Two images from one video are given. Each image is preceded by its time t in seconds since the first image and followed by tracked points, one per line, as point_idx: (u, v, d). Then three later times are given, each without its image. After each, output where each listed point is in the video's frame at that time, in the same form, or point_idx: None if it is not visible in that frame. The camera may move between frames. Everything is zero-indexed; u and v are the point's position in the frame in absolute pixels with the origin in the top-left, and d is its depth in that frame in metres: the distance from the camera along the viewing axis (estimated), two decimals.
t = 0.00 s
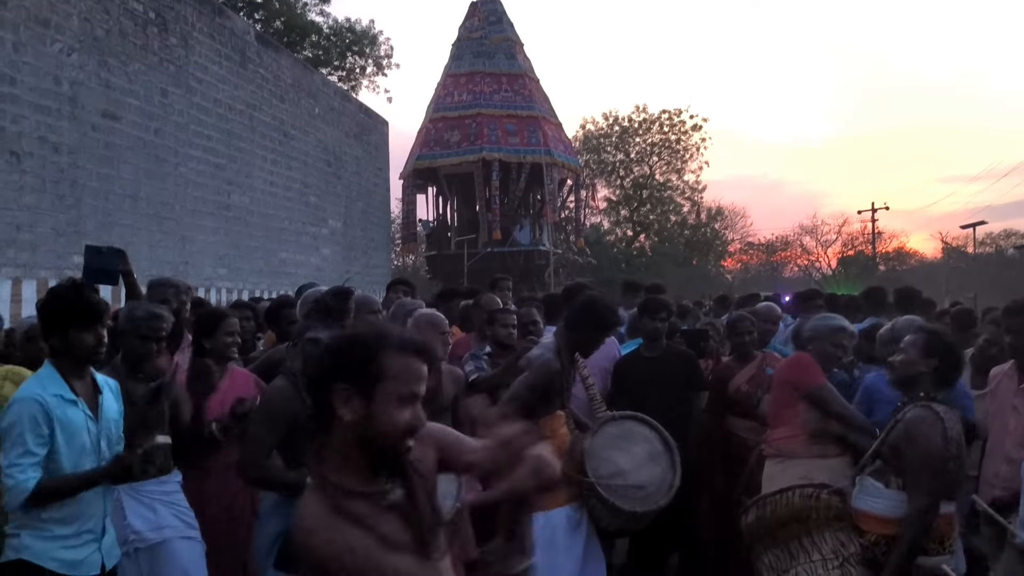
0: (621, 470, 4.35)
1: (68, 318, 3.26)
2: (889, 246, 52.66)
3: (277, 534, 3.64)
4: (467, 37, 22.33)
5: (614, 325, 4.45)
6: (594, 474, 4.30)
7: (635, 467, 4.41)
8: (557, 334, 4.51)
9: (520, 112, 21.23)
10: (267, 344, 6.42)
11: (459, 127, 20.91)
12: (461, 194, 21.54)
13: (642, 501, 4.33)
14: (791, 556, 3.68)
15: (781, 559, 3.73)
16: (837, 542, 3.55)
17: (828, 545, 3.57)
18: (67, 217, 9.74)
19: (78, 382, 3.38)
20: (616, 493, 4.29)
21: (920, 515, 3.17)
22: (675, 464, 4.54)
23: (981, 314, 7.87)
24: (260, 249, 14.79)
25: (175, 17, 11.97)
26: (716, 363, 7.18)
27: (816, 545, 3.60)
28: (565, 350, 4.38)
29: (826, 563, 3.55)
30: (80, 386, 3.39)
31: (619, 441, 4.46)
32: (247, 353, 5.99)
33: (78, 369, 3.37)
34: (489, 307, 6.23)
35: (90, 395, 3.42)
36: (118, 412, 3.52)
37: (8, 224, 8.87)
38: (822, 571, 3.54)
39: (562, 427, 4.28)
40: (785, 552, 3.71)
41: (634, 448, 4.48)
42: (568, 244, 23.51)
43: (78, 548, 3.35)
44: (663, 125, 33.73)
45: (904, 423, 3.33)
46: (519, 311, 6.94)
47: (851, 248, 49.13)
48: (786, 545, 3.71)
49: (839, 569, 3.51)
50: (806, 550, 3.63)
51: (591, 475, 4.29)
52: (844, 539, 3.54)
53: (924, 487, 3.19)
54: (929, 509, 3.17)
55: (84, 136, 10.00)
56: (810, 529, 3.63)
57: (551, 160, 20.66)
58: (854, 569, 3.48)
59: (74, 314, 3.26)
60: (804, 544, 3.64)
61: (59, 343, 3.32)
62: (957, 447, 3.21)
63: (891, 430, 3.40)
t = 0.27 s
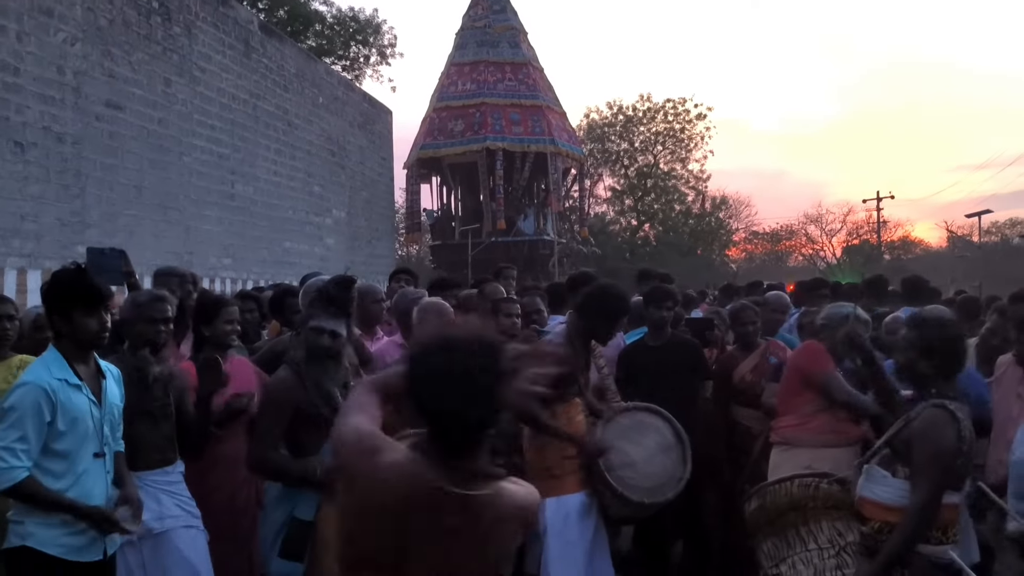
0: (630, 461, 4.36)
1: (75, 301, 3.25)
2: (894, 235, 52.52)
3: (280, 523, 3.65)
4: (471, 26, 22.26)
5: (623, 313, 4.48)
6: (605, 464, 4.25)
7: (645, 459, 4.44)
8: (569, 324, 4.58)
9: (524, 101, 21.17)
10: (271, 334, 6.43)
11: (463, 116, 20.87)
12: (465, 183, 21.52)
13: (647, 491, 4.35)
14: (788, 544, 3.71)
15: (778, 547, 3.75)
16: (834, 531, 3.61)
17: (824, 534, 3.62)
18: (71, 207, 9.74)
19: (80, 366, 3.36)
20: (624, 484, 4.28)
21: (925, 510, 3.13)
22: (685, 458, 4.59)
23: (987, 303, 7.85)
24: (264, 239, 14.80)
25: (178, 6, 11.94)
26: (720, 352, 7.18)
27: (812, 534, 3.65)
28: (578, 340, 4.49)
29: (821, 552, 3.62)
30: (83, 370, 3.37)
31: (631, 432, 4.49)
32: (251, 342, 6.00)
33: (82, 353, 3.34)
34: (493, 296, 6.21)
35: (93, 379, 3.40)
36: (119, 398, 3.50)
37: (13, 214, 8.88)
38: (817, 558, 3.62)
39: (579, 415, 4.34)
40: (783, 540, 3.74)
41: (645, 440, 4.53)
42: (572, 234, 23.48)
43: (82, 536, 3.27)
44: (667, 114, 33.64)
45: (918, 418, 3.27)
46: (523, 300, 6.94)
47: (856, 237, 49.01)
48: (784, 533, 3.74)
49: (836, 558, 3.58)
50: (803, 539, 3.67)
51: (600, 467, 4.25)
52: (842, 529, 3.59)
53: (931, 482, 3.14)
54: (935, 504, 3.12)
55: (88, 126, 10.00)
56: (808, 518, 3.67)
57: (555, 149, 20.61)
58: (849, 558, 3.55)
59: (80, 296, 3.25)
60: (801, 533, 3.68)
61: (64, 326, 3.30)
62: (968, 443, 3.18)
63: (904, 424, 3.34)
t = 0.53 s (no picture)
0: (643, 455, 4.38)
1: (67, 292, 3.26)
2: (899, 227, 52.35)
3: (285, 517, 3.65)
4: (474, 18, 22.20)
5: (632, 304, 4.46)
6: (617, 456, 4.29)
7: (659, 454, 4.46)
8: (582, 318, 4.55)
9: (527, 93, 21.13)
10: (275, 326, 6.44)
11: (467, 108, 20.82)
12: (469, 175, 21.49)
13: (659, 486, 4.37)
14: (793, 545, 3.69)
15: (782, 548, 3.73)
16: (837, 530, 3.57)
17: (829, 532, 3.59)
18: (75, 199, 9.76)
19: (74, 357, 3.37)
20: (634, 478, 4.30)
21: (933, 509, 3.12)
22: (702, 456, 4.56)
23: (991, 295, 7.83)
24: (268, 232, 14.81)
25: None
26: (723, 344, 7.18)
27: (817, 534, 3.62)
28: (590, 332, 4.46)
29: (827, 551, 3.58)
30: (77, 362, 3.37)
31: (646, 425, 4.50)
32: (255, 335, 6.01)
33: (75, 345, 3.35)
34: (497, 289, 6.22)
35: (87, 371, 3.41)
36: (114, 390, 3.51)
37: (17, 208, 8.89)
38: (823, 557, 3.57)
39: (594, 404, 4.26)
40: (787, 541, 3.72)
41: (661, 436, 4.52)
42: (575, 226, 23.45)
43: (80, 531, 3.27)
44: (672, 106, 33.55)
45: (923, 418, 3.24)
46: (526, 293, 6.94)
47: (860, 229, 48.87)
48: (787, 533, 3.72)
49: (842, 556, 3.53)
50: (808, 539, 3.65)
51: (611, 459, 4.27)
52: (845, 526, 3.56)
53: (938, 482, 3.13)
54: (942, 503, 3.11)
55: (92, 119, 10.00)
56: (811, 517, 3.66)
57: (559, 141, 20.57)
58: (855, 556, 3.50)
59: (73, 289, 3.25)
60: (805, 532, 3.67)
61: (57, 318, 3.30)
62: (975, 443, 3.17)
63: (908, 424, 3.31)
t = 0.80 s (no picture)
0: (649, 451, 4.41)
1: (56, 287, 3.26)
2: (903, 221, 52.22)
3: (286, 512, 3.63)
4: (477, 12, 22.16)
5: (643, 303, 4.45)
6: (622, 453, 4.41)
7: (666, 451, 4.42)
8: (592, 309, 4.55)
9: (530, 88, 21.11)
10: (278, 320, 6.45)
11: (470, 103, 20.79)
12: (471, 170, 21.48)
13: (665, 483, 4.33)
14: (793, 533, 3.61)
15: (783, 536, 3.66)
16: (837, 519, 3.49)
17: (829, 521, 3.51)
18: (78, 194, 9.76)
19: (65, 353, 3.36)
20: (639, 473, 4.35)
21: (923, 491, 3.12)
22: (711, 452, 4.44)
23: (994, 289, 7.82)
24: (271, 227, 14.81)
25: None
26: (726, 338, 7.17)
27: (818, 522, 3.53)
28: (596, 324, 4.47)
29: (827, 539, 3.49)
30: (67, 357, 3.37)
31: (656, 422, 4.51)
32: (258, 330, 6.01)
33: (65, 341, 3.35)
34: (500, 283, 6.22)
35: (78, 366, 3.40)
36: (106, 386, 3.50)
37: (19, 203, 8.89)
38: (824, 546, 3.48)
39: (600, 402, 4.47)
40: (788, 530, 3.64)
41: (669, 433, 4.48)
42: (578, 221, 23.42)
43: (72, 529, 3.24)
44: (674, 101, 33.50)
45: (906, 401, 3.26)
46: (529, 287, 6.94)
47: (863, 224, 48.78)
48: (787, 523, 3.65)
49: (842, 545, 3.44)
50: (808, 527, 3.57)
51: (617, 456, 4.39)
52: (845, 516, 3.47)
53: (926, 464, 3.14)
54: (932, 485, 3.12)
55: (94, 114, 9.99)
56: (811, 506, 3.57)
57: (561, 136, 20.54)
58: (855, 545, 3.41)
59: (62, 282, 3.26)
60: (806, 521, 3.58)
61: (46, 312, 3.30)
62: (959, 423, 3.17)
63: (893, 406, 3.33)
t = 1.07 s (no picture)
0: (655, 441, 4.39)
1: (48, 281, 3.27)
2: (907, 214, 52.11)
3: (291, 504, 3.63)
4: (480, 6, 22.12)
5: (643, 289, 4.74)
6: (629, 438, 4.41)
7: (672, 440, 4.43)
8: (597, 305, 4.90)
9: (533, 81, 21.09)
10: (282, 313, 6.48)
11: (473, 97, 20.78)
12: (475, 164, 21.48)
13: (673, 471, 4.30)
14: (794, 530, 3.61)
15: (783, 534, 3.66)
16: (838, 515, 3.51)
17: (829, 518, 3.53)
18: (82, 189, 9.79)
19: (60, 348, 3.38)
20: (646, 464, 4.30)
21: (922, 484, 3.12)
22: (717, 442, 4.42)
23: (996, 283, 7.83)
24: (275, 221, 14.83)
25: None
26: (729, 331, 7.18)
27: (818, 519, 3.55)
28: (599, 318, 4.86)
29: (828, 536, 3.50)
30: (62, 352, 3.38)
31: (662, 412, 4.55)
32: (262, 323, 6.04)
33: (59, 336, 3.36)
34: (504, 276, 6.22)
35: (74, 361, 3.42)
36: (104, 380, 3.52)
37: (25, 198, 8.92)
38: (825, 543, 3.49)
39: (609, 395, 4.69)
40: (788, 528, 3.64)
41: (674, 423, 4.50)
42: (581, 215, 23.42)
43: (70, 526, 3.29)
44: (678, 94, 33.44)
45: (903, 394, 3.28)
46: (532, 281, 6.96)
47: (868, 218, 48.68)
48: (787, 520, 3.65)
49: (843, 540, 3.46)
50: (808, 524, 3.58)
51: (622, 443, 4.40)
52: (845, 511, 3.50)
53: (925, 456, 3.15)
54: (931, 477, 3.13)
55: (98, 109, 10.02)
56: (811, 503, 3.59)
57: (565, 130, 20.52)
58: (856, 540, 3.44)
59: (55, 276, 3.27)
60: (807, 518, 3.60)
61: (40, 307, 3.32)
62: (956, 415, 3.18)
63: (890, 400, 3.35)
